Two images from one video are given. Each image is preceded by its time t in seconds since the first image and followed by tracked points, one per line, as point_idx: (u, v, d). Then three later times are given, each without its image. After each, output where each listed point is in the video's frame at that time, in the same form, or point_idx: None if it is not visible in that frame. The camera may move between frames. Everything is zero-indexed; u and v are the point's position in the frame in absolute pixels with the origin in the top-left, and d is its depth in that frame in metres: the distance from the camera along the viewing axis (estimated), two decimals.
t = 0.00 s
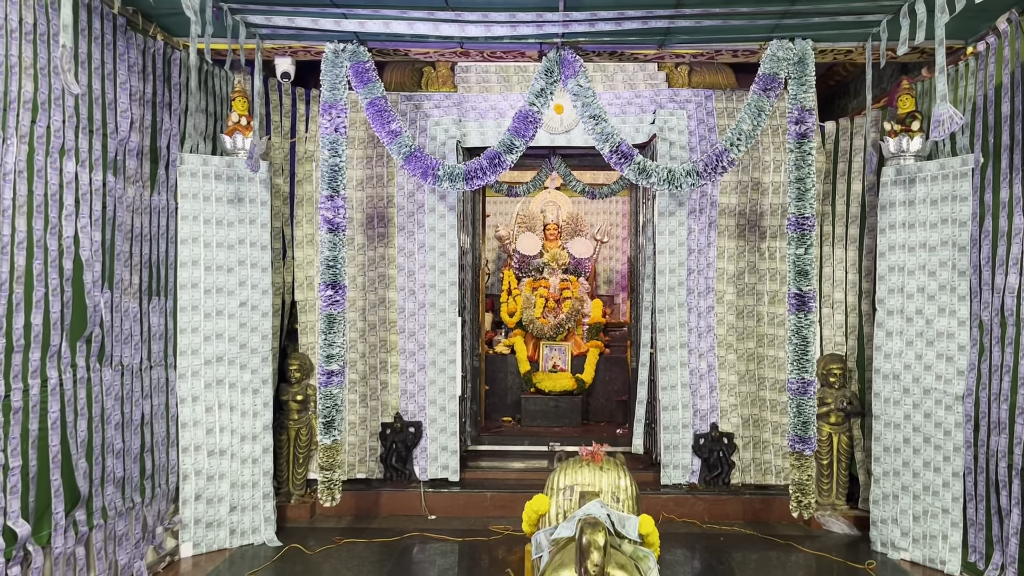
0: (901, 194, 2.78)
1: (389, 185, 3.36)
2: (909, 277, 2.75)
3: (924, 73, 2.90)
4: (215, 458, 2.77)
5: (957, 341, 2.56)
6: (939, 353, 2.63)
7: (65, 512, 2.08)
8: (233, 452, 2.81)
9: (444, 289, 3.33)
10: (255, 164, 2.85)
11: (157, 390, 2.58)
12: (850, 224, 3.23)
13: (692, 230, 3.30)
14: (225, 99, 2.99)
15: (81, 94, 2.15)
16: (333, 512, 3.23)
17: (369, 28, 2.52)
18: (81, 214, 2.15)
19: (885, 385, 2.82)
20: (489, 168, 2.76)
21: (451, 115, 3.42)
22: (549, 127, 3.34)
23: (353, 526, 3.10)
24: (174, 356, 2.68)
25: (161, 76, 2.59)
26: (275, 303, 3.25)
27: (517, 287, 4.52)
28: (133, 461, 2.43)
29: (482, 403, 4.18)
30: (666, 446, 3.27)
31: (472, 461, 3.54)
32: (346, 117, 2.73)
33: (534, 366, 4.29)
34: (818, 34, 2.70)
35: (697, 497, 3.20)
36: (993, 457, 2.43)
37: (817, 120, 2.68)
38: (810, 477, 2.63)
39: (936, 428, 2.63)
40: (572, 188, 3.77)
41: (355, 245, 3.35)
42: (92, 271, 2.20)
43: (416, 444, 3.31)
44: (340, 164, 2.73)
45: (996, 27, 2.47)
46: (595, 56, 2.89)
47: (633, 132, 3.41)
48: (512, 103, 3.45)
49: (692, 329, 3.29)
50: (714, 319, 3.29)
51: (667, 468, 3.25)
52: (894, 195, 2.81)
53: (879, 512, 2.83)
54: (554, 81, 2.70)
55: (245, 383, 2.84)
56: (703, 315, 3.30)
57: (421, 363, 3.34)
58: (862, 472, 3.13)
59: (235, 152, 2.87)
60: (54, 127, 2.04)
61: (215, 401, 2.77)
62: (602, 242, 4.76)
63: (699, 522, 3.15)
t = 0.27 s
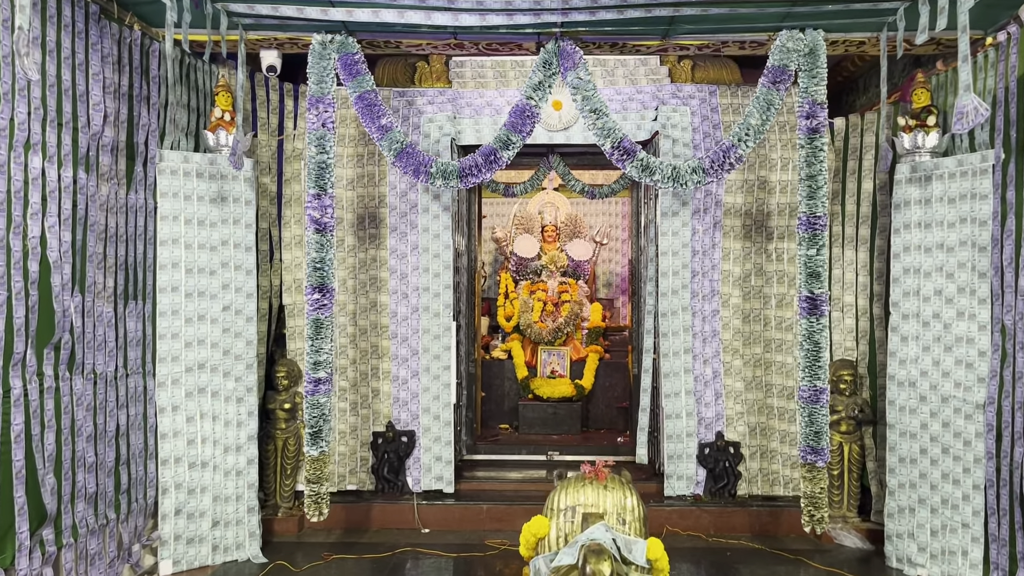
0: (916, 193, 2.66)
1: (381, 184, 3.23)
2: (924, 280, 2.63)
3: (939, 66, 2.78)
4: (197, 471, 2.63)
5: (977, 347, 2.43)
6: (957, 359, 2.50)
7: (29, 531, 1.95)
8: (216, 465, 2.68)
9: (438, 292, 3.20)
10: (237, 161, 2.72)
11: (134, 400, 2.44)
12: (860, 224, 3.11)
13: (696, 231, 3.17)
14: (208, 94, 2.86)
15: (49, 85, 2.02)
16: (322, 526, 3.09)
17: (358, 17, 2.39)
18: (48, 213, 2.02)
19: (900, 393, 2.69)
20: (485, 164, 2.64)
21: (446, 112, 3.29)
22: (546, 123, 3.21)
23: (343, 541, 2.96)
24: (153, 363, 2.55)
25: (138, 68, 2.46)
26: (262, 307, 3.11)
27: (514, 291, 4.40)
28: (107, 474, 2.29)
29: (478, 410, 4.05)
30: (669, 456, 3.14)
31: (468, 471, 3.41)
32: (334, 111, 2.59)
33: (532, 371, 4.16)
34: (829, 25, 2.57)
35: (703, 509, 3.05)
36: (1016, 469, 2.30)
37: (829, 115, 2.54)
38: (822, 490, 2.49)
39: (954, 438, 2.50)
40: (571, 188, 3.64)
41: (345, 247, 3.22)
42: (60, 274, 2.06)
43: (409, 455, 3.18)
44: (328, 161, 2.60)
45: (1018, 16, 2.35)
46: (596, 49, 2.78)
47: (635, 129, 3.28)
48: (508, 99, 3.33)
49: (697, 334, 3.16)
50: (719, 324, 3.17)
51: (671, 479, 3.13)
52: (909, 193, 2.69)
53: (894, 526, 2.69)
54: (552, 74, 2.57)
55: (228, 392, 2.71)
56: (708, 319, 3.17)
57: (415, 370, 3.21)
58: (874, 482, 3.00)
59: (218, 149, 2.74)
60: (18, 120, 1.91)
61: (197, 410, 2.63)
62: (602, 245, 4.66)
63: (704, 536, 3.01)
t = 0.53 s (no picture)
0: (935, 191, 2.54)
1: (375, 184, 3.11)
2: (944, 282, 2.51)
3: (957, 60, 2.66)
4: (181, 484, 2.50)
5: (1001, 353, 2.30)
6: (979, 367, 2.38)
7: None
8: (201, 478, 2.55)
9: (434, 296, 3.08)
10: (223, 159, 2.59)
11: (112, 411, 2.31)
12: (873, 225, 3.00)
13: (703, 232, 3.05)
14: (193, 89, 2.73)
15: (19, 76, 1.90)
16: (313, 540, 2.96)
17: (350, 7, 2.27)
18: (18, 212, 1.89)
19: (918, 401, 2.57)
20: (483, 162, 2.51)
21: (442, 109, 3.17)
22: (546, 121, 3.09)
23: (335, 556, 2.83)
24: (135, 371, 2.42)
25: (117, 60, 2.33)
26: (251, 311, 2.99)
27: (513, 294, 4.27)
28: (82, 490, 2.16)
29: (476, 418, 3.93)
30: (675, 466, 3.01)
31: (466, 481, 3.28)
32: (325, 106, 2.47)
33: (531, 377, 4.03)
34: (843, 16, 2.46)
35: (711, 522, 2.93)
36: None
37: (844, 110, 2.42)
38: (838, 504, 2.36)
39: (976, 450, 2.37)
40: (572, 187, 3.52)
41: (338, 249, 3.10)
42: (30, 277, 1.94)
43: (405, 465, 3.05)
44: (319, 159, 2.48)
45: None
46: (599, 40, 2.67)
47: (638, 126, 3.16)
48: (507, 96, 3.21)
49: (703, 339, 3.04)
50: (726, 328, 3.05)
51: (677, 490, 3.00)
52: (927, 192, 2.57)
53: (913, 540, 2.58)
54: (553, 66, 2.45)
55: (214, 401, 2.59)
56: (715, 323, 3.05)
57: (410, 377, 3.09)
58: (889, 494, 2.87)
59: (204, 146, 2.61)
60: None
61: (181, 421, 2.50)
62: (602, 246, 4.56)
63: (712, 551, 2.88)
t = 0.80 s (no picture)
0: (954, 188, 2.42)
1: (368, 182, 2.98)
2: (963, 284, 2.39)
3: (974, 51, 2.56)
4: (162, 497, 2.37)
5: None
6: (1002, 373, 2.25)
7: None
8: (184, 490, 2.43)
9: (430, 299, 2.96)
10: (207, 155, 2.47)
11: (89, 420, 2.18)
12: (886, 225, 2.89)
13: (710, 232, 2.93)
14: (177, 82, 2.61)
15: None
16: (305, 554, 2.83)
17: None
18: None
19: (937, 408, 2.46)
20: (480, 158, 2.38)
21: (439, 104, 3.06)
22: (546, 117, 2.98)
23: (325, 570, 2.70)
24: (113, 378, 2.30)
25: (94, 49, 2.21)
26: (238, 315, 2.87)
27: (511, 298, 4.14)
28: (54, 504, 2.03)
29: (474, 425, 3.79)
30: (681, 476, 2.90)
31: (462, 491, 3.16)
32: (315, 99, 2.34)
33: (530, 382, 3.90)
34: (860, 4, 2.34)
35: (718, 534, 2.79)
36: None
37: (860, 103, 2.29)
38: (855, 518, 2.24)
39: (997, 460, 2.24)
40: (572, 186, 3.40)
41: (329, 250, 2.98)
42: None
43: (400, 475, 2.93)
44: (308, 154, 2.35)
45: None
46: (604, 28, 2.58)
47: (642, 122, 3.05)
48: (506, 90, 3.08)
49: (710, 343, 2.92)
50: (734, 332, 2.92)
51: (683, 500, 2.89)
52: (945, 189, 2.45)
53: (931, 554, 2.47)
54: (554, 57, 2.32)
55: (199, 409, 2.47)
56: (722, 327, 2.93)
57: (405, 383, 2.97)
58: (904, 505, 2.75)
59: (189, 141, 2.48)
60: None
61: (162, 430, 2.38)
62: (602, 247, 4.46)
63: (720, 564, 2.74)
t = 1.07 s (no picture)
0: (972, 186, 2.31)
1: (359, 179, 2.86)
2: (983, 286, 2.28)
3: (991, 43, 2.46)
4: (139, 511, 2.25)
5: None
6: None
7: None
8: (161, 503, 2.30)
9: (423, 301, 2.84)
10: (187, 149, 2.36)
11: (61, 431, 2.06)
12: (897, 224, 2.78)
13: (715, 232, 2.81)
14: (157, 74, 2.49)
15: None
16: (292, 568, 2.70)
17: None
18: None
19: (954, 416, 2.35)
20: (476, 152, 2.27)
21: (433, 98, 2.92)
22: (544, 111, 2.86)
23: None
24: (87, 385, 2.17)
25: (67, 36, 2.08)
26: (222, 319, 2.74)
27: (507, 300, 4.04)
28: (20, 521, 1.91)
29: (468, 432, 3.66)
30: (684, 486, 2.78)
31: (457, 501, 3.03)
32: (301, 91, 2.21)
33: (527, 387, 3.79)
34: None
35: (723, 547, 2.67)
36: None
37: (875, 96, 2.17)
38: (872, 533, 2.13)
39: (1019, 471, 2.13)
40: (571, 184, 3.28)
41: (318, 250, 2.85)
42: None
43: (391, 484, 2.80)
44: (293, 148, 2.21)
45: None
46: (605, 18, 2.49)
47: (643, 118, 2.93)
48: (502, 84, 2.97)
49: (715, 348, 2.81)
50: (740, 336, 2.81)
51: (686, 511, 2.77)
52: (964, 186, 2.34)
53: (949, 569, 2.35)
54: (555, 46, 2.19)
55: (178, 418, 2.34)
56: (727, 330, 2.81)
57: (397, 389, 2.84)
58: (917, 516, 2.64)
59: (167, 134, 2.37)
60: None
61: (139, 441, 2.25)
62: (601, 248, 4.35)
63: None
